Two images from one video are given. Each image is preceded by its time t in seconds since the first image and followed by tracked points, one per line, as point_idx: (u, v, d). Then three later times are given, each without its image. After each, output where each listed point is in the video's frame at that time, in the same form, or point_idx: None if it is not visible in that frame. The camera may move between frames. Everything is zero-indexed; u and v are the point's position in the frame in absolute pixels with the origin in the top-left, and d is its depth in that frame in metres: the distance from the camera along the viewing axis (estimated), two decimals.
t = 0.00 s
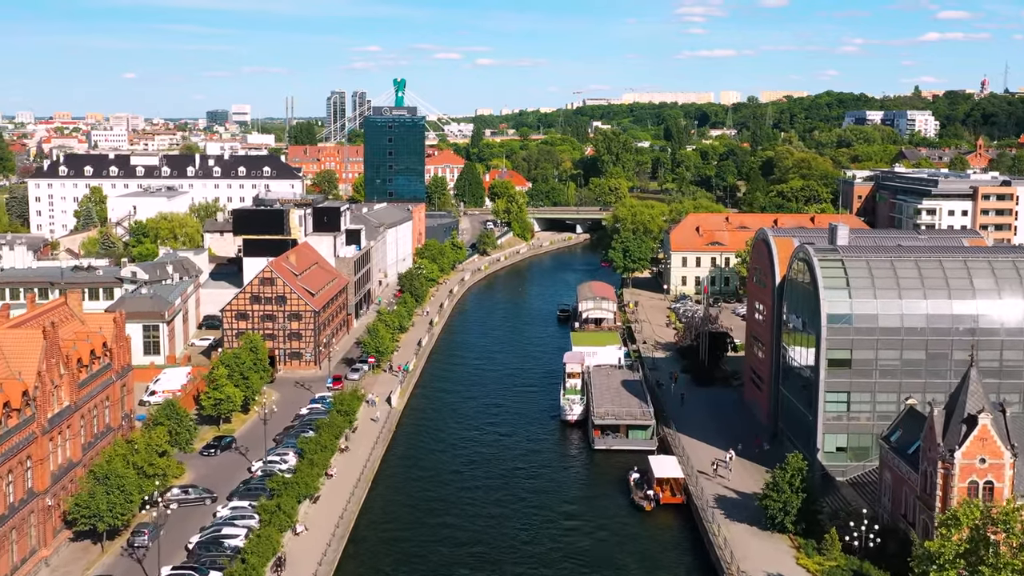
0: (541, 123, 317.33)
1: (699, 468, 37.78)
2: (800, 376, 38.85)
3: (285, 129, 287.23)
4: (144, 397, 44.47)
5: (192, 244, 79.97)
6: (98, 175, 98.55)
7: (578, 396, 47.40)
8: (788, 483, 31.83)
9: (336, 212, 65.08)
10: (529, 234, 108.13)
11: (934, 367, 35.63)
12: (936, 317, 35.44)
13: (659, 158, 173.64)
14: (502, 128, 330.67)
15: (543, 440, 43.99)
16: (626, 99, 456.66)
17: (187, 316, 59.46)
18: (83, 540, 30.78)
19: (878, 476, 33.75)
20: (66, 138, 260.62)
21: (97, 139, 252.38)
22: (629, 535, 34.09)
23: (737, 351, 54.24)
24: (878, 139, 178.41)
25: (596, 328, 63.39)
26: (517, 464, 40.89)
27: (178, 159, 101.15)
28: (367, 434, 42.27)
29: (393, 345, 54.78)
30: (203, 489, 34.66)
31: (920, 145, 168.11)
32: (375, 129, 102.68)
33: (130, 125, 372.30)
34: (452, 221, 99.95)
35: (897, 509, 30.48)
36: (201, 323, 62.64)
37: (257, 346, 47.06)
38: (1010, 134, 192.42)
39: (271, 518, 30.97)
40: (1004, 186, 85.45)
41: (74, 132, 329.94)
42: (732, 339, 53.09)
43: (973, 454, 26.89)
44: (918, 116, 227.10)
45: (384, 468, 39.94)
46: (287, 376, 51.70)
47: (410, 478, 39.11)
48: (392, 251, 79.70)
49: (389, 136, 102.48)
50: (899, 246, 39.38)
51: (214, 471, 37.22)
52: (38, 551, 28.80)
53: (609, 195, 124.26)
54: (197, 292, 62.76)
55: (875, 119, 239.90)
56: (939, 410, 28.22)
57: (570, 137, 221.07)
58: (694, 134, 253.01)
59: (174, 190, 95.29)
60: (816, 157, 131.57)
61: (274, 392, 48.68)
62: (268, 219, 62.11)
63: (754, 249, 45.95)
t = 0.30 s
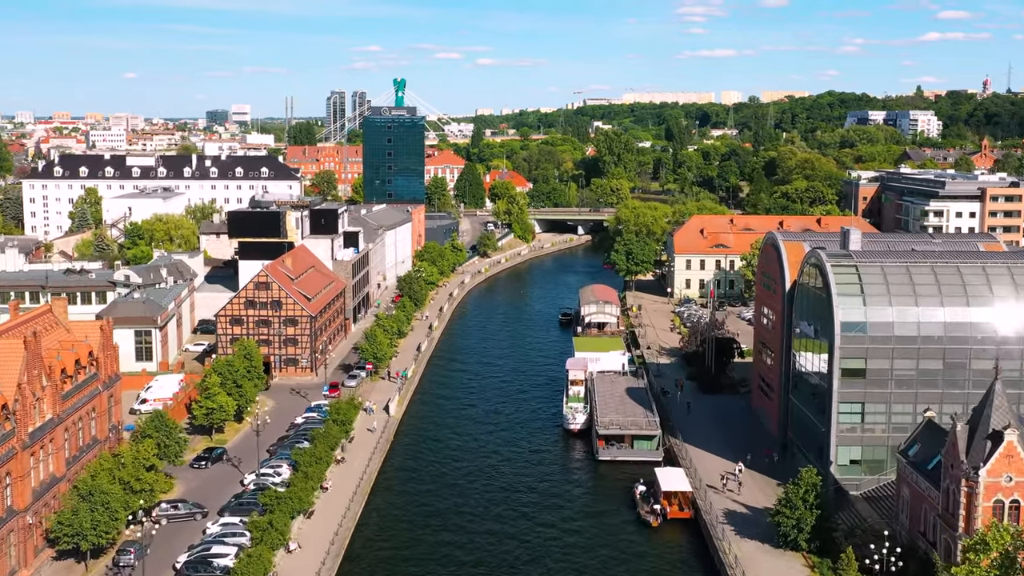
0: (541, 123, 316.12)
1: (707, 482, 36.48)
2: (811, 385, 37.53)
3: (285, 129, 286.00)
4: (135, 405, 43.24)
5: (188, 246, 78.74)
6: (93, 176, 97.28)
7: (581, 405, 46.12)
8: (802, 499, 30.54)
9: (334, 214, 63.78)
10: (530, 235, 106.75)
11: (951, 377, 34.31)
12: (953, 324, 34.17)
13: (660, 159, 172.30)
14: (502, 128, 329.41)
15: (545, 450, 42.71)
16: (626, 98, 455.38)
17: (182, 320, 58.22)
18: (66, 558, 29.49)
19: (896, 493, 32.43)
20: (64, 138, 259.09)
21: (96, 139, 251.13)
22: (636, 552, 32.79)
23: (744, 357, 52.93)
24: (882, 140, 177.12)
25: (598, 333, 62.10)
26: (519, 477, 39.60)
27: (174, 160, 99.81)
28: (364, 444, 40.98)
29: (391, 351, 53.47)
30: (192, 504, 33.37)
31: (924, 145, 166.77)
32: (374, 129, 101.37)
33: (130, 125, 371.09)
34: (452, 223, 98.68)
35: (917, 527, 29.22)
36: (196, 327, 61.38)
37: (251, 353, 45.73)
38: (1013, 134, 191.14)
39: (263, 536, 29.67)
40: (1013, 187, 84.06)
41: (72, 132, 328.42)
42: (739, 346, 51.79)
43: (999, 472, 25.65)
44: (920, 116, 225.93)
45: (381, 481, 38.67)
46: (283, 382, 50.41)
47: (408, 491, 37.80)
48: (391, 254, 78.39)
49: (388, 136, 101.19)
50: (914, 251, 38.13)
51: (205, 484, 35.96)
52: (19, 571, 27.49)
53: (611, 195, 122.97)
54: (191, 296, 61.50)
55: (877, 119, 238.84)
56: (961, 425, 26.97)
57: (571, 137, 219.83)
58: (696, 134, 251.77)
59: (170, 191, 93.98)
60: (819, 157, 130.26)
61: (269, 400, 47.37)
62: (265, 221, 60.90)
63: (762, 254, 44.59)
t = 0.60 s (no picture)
0: (542, 123, 314.90)
1: (716, 496, 35.18)
2: (822, 393, 36.30)
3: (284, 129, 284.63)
4: (125, 415, 42.07)
5: (184, 248, 77.47)
6: (88, 176, 95.97)
7: (584, 414, 44.84)
8: (817, 517, 29.23)
9: (331, 216, 62.48)
10: (530, 236, 105.19)
11: (971, 388, 33.01)
12: (973, 333, 32.85)
13: (662, 159, 170.97)
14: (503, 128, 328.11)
15: (548, 462, 41.42)
16: (627, 97, 454.41)
17: (175, 325, 56.95)
18: None
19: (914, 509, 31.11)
20: (62, 138, 257.17)
21: (94, 139, 249.67)
22: (643, 571, 31.50)
23: (750, 364, 51.63)
24: (884, 139, 175.82)
25: (601, 338, 60.82)
26: (521, 490, 38.33)
27: (171, 160, 98.45)
28: (361, 456, 39.68)
29: (389, 357, 52.17)
30: (182, 520, 32.13)
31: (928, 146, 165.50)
32: (373, 129, 100.00)
33: (129, 125, 369.67)
34: (452, 224, 97.39)
35: (938, 547, 27.92)
36: (190, 332, 60.10)
37: (245, 359, 44.38)
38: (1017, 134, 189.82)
39: (254, 555, 28.32)
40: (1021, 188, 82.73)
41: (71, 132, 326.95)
42: (746, 352, 50.51)
43: None
44: (923, 116, 224.68)
45: (377, 494, 37.38)
46: (278, 390, 49.14)
47: (406, 505, 36.50)
48: (390, 256, 77.06)
49: (387, 137, 99.73)
50: (929, 256, 36.85)
51: (195, 498, 34.69)
52: None
53: (613, 196, 121.63)
54: (186, 300, 60.22)
55: (880, 119, 237.58)
56: (986, 442, 25.66)
57: (571, 137, 218.50)
58: (697, 134, 250.50)
59: (166, 192, 92.67)
60: (823, 157, 128.97)
61: (263, 409, 46.11)
62: (260, 223, 58.59)
63: (770, 257, 43.21)
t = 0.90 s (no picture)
0: (542, 123, 313.70)
1: (727, 512, 33.86)
2: (836, 404, 34.97)
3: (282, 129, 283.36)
4: (113, 425, 40.94)
5: (179, 251, 76.22)
6: (83, 177, 94.67)
7: (588, 423, 43.54)
8: (833, 536, 27.91)
9: (328, 218, 61.18)
10: (530, 238, 102.96)
11: (991, 400, 31.74)
12: (994, 343, 31.55)
13: (663, 159, 169.65)
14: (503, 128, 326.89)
15: (550, 473, 40.13)
16: (627, 97, 454.84)
17: (169, 330, 55.65)
18: None
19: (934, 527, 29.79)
20: (59, 138, 255.54)
21: (92, 139, 248.18)
22: None
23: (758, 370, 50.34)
24: (887, 139, 174.59)
25: (604, 343, 59.53)
26: (522, 504, 37.04)
27: (166, 161, 97.10)
28: (357, 468, 38.38)
29: (387, 363, 50.84)
30: (171, 537, 30.84)
31: (931, 146, 164.30)
32: (372, 129, 98.73)
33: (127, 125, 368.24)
34: (452, 225, 96.13)
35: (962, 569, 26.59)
36: (184, 336, 58.81)
37: (238, 367, 43.05)
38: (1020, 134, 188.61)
39: None
40: None
41: (70, 132, 325.60)
42: (753, 358, 49.20)
43: None
44: (925, 116, 223.45)
45: (374, 508, 36.09)
46: (273, 397, 47.84)
47: (404, 521, 35.18)
48: (389, 258, 75.75)
49: (386, 137, 98.42)
50: (946, 262, 35.59)
51: (184, 513, 33.40)
52: None
53: (615, 197, 120.36)
54: (180, 304, 58.93)
55: (882, 119, 236.35)
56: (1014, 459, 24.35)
57: (572, 137, 217.23)
58: (698, 134, 249.31)
59: (162, 193, 91.33)
60: (826, 158, 127.75)
61: (257, 418, 44.79)
62: (256, 226, 57.75)
63: (780, 262, 41.87)
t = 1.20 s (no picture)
0: (542, 123, 312.35)
1: (737, 529, 32.58)
2: (851, 416, 33.61)
3: (281, 129, 281.87)
4: (102, 435, 39.77)
5: (174, 254, 74.94)
6: (78, 178, 93.36)
7: (591, 433, 42.18)
8: (851, 557, 26.61)
9: (325, 220, 59.82)
10: (531, 240, 102.02)
11: (1013, 413, 30.44)
12: (1016, 354, 30.27)
13: (665, 160, 168.28)
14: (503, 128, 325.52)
15: (553, 486, 38.83)
16: (627, 97, 454.23)
17: (161, 335, 54.38)
18: None
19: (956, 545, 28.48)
20: (57, 138, 254.12)
21: (90, 139, 246.78)
22: None
23: (765, 377, 48.99)
24: (891, 139, 173.25)
25: (607, 348, 58.19)
26: (524, 519, 35.73)
27: (162, 162, 95.81)
28: (352, 481, 37.08)
29: (385, 369, 49.50)
30: (159, 555, 29.56)
31: (935, 146, 162.90)
32: (371, 129, 97.40)
33: (126, 125, 366.87)
34: (452, 227, 94.80)
35: None
36: (177, 342, 57.53)
37: (230, 376, 41.64)
38: None
39: None
40: None
41: (68, 132, 324.12)
42: (762, 366, 47.89)
43: None
44: (928, 116, 222.02)
45: (371, 523, 34.80)
46: (267, 406, 46.53)
47: (401, 537, 33.88)
48: (388, 261, 74.44)
49: (385, 137, 97.08)
50: (964, 268, 34.28)
51: (174, 529, 32.11)
52: None
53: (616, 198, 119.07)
54: (173, 309, 57.64)
55: (884, 119, 235.01)
56: None
57: (573, 137, 215.76)
58: (699, 134, 247.98)
59: (157, 194, 90.01)
60: (830, 158, 126.42)
61: (251, 426, 43.50)
62: (252, 228, 56.43)
63: (790, 267, 40.56)
